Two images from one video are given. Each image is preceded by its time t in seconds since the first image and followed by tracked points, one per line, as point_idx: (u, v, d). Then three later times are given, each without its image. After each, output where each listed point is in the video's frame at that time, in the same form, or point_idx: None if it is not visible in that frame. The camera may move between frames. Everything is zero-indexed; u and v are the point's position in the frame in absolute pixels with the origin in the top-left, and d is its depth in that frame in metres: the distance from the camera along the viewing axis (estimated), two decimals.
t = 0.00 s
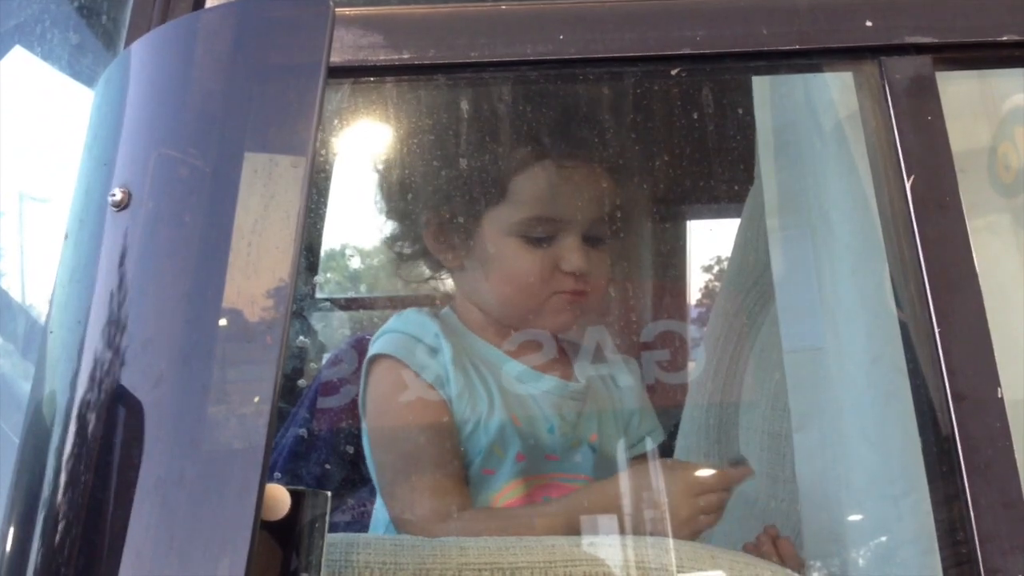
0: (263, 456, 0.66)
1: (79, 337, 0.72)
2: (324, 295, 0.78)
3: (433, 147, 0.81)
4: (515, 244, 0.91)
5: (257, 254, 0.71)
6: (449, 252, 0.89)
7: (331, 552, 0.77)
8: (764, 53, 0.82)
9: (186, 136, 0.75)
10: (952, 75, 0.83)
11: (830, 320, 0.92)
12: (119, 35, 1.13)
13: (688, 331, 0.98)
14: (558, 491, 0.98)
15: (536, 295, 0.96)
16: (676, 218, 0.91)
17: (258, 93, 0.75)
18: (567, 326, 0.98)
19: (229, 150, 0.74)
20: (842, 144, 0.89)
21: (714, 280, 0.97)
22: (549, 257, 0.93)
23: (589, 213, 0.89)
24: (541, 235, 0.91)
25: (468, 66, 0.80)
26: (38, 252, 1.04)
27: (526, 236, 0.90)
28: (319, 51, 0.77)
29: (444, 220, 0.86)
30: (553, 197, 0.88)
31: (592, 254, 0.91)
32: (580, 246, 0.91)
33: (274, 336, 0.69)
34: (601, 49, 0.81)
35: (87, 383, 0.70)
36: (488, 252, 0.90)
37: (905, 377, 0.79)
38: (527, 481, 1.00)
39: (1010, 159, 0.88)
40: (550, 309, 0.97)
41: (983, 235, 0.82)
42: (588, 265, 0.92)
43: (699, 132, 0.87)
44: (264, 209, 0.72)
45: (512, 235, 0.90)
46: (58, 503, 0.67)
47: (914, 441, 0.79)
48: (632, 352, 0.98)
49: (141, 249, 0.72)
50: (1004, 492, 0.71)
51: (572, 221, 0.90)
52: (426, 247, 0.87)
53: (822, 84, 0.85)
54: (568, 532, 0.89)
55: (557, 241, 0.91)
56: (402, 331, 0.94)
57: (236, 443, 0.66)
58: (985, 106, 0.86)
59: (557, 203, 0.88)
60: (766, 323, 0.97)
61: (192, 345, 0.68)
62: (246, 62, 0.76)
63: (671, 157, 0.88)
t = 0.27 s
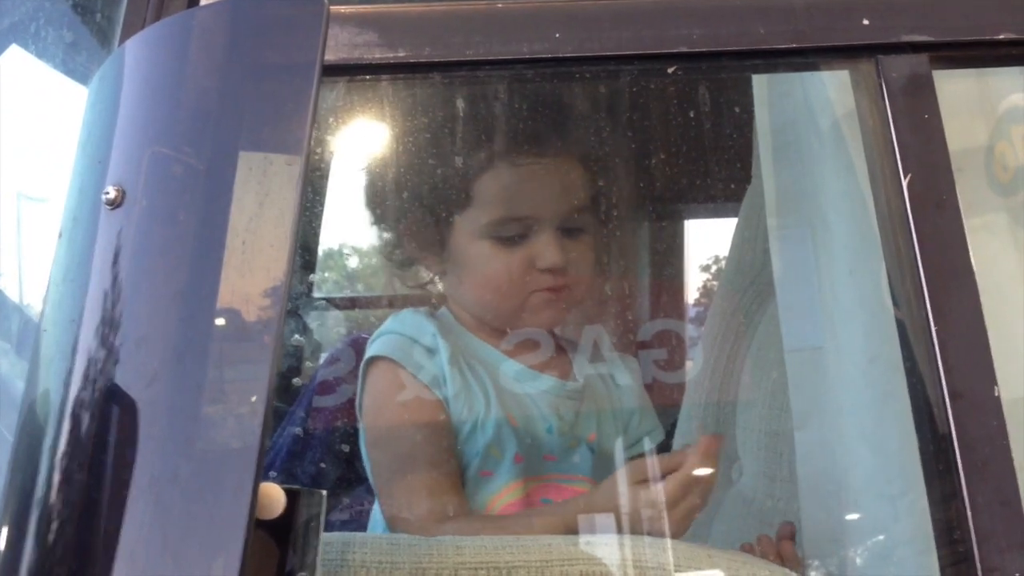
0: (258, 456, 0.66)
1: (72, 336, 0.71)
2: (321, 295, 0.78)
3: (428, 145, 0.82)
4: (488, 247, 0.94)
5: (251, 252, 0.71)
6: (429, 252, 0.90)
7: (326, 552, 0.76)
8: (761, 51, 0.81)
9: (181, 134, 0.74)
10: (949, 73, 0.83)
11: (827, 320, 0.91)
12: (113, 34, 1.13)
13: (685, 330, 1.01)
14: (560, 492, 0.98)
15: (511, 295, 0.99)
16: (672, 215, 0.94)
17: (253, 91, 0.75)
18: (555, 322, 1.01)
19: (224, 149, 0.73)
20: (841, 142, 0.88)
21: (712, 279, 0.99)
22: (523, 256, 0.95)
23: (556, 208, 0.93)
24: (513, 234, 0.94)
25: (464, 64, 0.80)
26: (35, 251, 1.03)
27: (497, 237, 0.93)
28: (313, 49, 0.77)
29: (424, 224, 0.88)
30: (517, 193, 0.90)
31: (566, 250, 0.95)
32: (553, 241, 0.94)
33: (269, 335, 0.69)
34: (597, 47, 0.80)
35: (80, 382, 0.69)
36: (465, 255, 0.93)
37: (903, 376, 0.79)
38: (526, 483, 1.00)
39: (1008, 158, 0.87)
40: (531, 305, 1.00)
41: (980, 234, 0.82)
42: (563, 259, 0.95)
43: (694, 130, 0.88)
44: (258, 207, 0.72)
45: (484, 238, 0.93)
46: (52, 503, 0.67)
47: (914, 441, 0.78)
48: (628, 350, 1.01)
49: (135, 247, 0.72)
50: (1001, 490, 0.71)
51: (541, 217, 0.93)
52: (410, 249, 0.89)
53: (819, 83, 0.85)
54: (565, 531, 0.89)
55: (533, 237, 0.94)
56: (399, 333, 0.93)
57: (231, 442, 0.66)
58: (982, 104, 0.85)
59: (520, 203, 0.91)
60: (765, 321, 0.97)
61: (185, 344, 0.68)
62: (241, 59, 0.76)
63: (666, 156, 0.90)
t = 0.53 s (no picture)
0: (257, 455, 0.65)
1: (72, 334, 0.71)
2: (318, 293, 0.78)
3: (427, 142, 0.82)
4: (467, 251, 0.93)
5: (249, 250, 0.70)
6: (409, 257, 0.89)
7: (326, 549, 0.76)
8: (760, 48, 0.81)
9: (179, 131, 0.74)
10: (949, 71, 0.83)
11: (826, 320, 0.90)
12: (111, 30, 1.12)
13: (685, 329, 1.02)
14: (558, 491, 0.98)
15: (495, 294, 0.98)
16: (672, 212, 0.95)
17: (251, 88, 0.75)
18: (544, 322, 1.02)
19: (223, 146, 0.73)
20: (842, 140, 0.88)
21: (710, 277, 1.01)
22: (502, 257, 0.95)
23: (535, 208, 0.92)
24: (489, 236, 0.93)
25: (463, 61, 0.79)
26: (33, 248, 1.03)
27: (474, 240, 0.93)
28: (312, 45, 0.76)
29: (401, 229, 0.88)
30: (491, 192, 0.89)
31: (542, 245, 0.95)
32: (532, 238, 0.94)
33: (268, 333, 0.69)
34: (597, 44, 0.80)
35: (80, 380, 0.69)
36: (445, 257, 0.92)
37: (904, 374, 0.79)
38: (526, 482, 1.01)
39: (1005, 156, 0.87)
40: (513, 306, 1.01)
41: (979, 231, 0.82)
42: (543, 258, 0.96)
43: (695, 127, 0.88)
44: (257, 205, 0.72)
45: (461, 242, 0.92)
46: (52, 501, 0.67)
47: (914, 440, 0.78)
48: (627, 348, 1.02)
49: (133, 245, 0.71)
50: (1002, 487, 0.71)
51: (517, 217, 0.92)
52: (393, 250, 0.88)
53: (820, 80, 0.85)
54: (564, 529, 0.89)
55: (511, 239, 0.94)
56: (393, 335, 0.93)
57: (230, 441, 0.65)
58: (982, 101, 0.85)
59: (497, 204, 0.90)
60: (762, 320, 0.98)
61: (185, 342, 0.68)
62: (239, 56, 0.76)
63: (667, 153, 0.90)
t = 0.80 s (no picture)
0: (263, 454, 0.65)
1: (78, 334, 0.71)
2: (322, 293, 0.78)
3: (433, 141, 0.83)
4: (465, 250, 0.92)
5: (254, 251, 0.70)
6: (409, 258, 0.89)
7: (332, 549, 0.76)
8: (764, 47, 0.81)
9: (185, 131, 0.74)
10: (952, 70, 0.83)
11: (828, 319, 0.91)
12: (115, 30, 1.12)
13: (685, 328, 1.06)
14: (559, 489, 0.98)
15: (496, 290, 0.98)
16: (676, 211, 0.98)
17: (257, 88, 0.75)
18: (545, 320, 1.04)
19: (228, 146, 0.73)
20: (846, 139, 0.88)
21: (711, 276, 1.05)
22: (502, 255, 0.95)
23: (532, 207, 0.91)
24: (489, 235, 0.92)
25: (467, 61, 0.79)
26: (37, 249, 1.03)
27: (473, 239, 0.91)
28: (317, 45, 0.77)
29: (399, 227, 0.87)
30: (485, 193, 0.89)
31: (541, 245, 0.95)
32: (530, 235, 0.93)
33: (273, 333, 0.68)
34: (600, 43, 0.80)
35: (86, 380, 0.69)
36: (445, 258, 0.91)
37: (907, 373, 0.79)
38: (526, 484, 1.01)
39: (1006, 155, 0.87)
40: (513, 305, 1.02)
41: (982, 231, 0.82)
42: (541, 256, 0.96)
43: (699, 126, 0.90)
44: (262, 205, 0.72)
45: (460, 242, 0.91)
46: (58, 501, 0.67)
47: (920, 439, 0.78)
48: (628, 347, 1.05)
49: (139, 245, 0.71)
50: (1005, 486, 0.71)
51: (514, 216, 0.92)
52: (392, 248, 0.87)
53: (823, 79, 0.85)
54: (567, 529, 0.89)
55: (508, 237, 0.93)
56: (392, 337, 0.92)
57: (236, 440, 0.66)
58: (986, 101, 0.86)
59: (494, 202, 0.90)
60: (763, 321, 0.99)
61: (191, 342, 0.68)
62: (244, 57, 0.76)
63: (671, 153, 0.93)
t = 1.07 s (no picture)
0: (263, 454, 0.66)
1: (78, 333, 0.71)
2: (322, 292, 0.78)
3: (432, 142, 0.83)
4: (471, 241, 0.93)
5: (254, 251, 0.71)
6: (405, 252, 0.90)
7: (332, 549, 0.76)
8: (763, 47, 0.82)
9: (185, 132, 0.74)
10: (951, 70, 0.83)
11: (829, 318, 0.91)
12: (115, 31, 1.12)
13: (685, 327, 1.06)
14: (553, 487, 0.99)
15: (497, 287, 0.99)
16: (676, 212, 0.97)
17: (257, 89, 0.75)
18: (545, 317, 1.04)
19: (228, 147, 0.73)
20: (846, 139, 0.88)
21: (711, 274, 1.04)
22: (507, 248, 0.95)
23: (541, 198, 0.91)
24: (492, 227, 0.92)
25: (467, 61, 0.80)
26: (38, 249, 1.03)
27: (478, 230, 0.92)
28: (316, 46, 0.77)
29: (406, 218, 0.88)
30: (493, 186, 0.89)
31: (548, 241, 0.94)
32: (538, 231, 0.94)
33: (273, 333, 0.69)
34: (600, 43, 0.80)
35: (87, 379, 0.69)
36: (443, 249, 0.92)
37: (906, 371, 0.79)
38: (518, 483, 1.01)
39: (1006, 153, 0.87)
40: (516, 303, 1.02)
41: (981, 230, 0.82)
42: (549, 251, 0.96)
43: (697, 127, 0.89)
44: (261, 206, 0.72)
45: (465, 233, 0.92)
46: (59, 500, 0.67)
47: (919, 439, 0.78)
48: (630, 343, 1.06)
49: (139, 245, 0.72)
50: (1004, 485, 0.71)
51: (520, 209, 0.92)
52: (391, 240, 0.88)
53: (822, 78, 0.85)
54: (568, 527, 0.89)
55: (516, 229, 0.93)
56: (381, 337, 0.92)
57: (237, 440, 0.66)
58: (984, 100, 0.86)
59: (502, 193, 0.90)
60: (761, 319, 0.99)
61: (191, 342, 0.68)
62: (244, 58, 0.76)
63: (670, 153, 0.92)
